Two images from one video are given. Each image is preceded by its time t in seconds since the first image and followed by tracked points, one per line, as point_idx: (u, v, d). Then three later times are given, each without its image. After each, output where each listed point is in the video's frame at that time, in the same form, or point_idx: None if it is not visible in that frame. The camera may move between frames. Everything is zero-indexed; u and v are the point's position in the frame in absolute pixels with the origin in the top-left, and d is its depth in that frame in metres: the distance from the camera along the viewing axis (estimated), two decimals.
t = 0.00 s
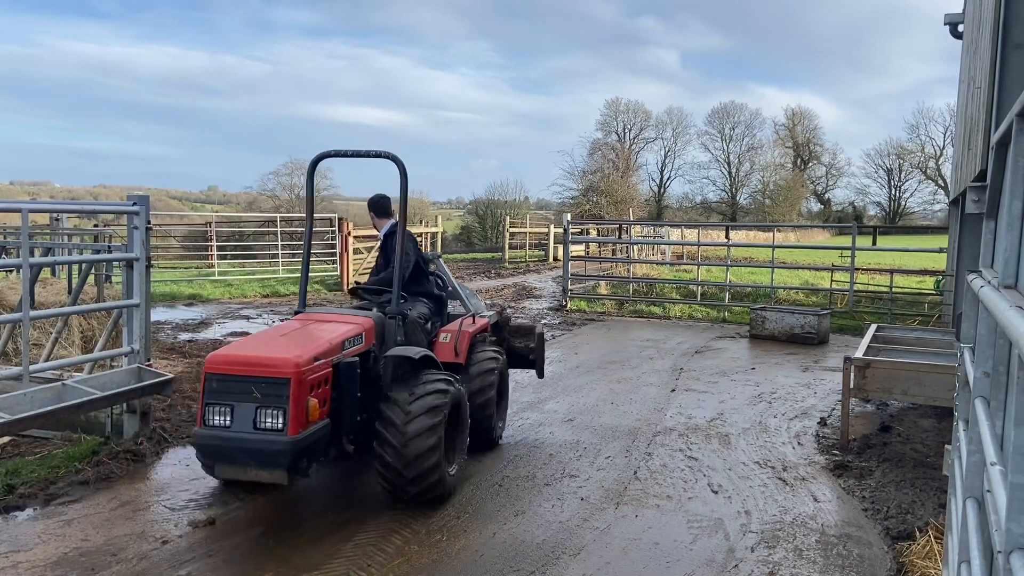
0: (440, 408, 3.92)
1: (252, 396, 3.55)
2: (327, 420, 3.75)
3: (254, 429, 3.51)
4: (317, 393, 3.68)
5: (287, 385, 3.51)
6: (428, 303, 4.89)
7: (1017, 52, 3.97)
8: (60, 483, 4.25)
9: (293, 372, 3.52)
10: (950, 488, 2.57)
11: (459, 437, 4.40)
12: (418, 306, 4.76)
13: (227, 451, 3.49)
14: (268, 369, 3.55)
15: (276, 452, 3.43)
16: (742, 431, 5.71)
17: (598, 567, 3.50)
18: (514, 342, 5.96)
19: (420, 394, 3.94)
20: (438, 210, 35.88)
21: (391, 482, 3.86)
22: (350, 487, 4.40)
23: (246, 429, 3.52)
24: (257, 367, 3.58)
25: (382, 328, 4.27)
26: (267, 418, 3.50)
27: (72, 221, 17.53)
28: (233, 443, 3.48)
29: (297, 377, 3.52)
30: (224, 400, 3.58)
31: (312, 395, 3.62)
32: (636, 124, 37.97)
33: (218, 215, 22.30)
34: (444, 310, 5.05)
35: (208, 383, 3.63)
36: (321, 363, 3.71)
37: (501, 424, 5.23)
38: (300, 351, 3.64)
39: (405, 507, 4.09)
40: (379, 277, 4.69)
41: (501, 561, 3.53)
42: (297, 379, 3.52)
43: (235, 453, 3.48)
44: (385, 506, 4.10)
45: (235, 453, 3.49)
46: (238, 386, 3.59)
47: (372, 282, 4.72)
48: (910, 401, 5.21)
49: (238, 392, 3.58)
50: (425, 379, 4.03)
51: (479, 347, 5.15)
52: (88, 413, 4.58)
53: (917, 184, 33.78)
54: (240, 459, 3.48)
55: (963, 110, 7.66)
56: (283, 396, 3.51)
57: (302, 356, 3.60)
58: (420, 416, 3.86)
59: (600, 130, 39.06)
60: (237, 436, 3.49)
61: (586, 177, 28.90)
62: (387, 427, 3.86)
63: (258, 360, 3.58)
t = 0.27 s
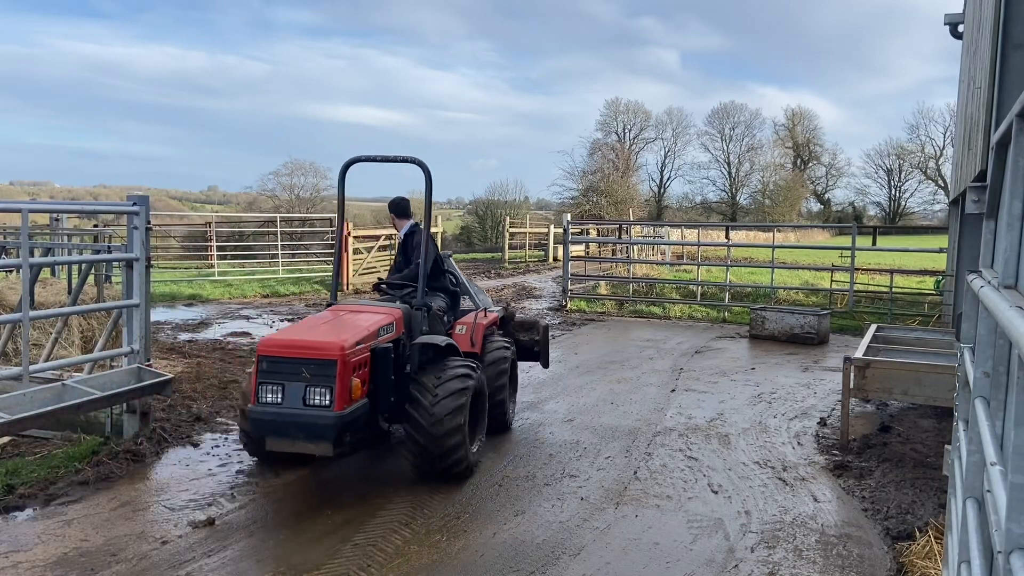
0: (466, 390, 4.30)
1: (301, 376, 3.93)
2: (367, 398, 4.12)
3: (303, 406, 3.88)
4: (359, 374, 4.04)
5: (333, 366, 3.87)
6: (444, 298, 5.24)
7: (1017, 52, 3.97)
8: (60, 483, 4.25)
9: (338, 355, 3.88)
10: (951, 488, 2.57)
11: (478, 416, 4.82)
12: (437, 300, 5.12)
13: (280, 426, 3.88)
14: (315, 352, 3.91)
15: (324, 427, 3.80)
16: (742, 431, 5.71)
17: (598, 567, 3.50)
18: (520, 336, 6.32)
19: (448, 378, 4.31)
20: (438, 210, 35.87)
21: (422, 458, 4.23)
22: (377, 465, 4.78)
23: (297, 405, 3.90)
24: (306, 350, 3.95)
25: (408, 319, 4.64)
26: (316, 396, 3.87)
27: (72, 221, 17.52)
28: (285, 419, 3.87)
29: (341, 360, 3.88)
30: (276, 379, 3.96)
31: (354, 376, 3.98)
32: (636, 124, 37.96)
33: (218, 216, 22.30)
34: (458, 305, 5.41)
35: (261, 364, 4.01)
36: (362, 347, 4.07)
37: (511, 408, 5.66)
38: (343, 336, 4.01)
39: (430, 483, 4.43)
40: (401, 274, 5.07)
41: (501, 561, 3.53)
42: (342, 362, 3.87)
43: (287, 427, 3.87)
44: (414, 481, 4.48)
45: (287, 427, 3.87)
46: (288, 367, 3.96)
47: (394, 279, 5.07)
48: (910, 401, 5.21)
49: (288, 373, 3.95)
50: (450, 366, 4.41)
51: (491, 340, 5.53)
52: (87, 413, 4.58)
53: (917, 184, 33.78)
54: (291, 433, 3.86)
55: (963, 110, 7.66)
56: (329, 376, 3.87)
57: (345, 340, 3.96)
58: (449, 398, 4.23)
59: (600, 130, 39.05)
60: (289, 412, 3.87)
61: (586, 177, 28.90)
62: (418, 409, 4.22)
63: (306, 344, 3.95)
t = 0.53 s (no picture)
0: (484, 379, 4.66)
1: (339, 365, 4.32)
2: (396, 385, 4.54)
3: (342, 392, 4.28)
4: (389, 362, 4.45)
5: (370, 356, 4.28)
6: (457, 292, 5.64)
7: (1017, 52, 3.96)
8: (60, 483, 4.25)
9: (374, 345, 4.29)
10: (950, 487, 2.57)
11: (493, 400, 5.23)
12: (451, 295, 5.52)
13: (320, 411, 4.28)
14: (352, 344, 4.31)
15: (362, 412, 4.22)
16: (742, 431, 5.71)
17: (599, 567, 3.50)
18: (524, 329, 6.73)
19: (467, 367, 4.68)
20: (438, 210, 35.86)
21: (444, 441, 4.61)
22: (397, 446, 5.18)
23: (335, 392, 4.30)
24: (343, 343, 4.34)
25: (428, 314, 5.04)
26: (354, 383, 4.28)
27: (73, 221, 17.54)
28: (325, 405, 4.27)
29: (377, 351, 4.28)
30: (316, 368, 4.35)
31: (386, 364, 4.40)
32: (636, 124, 37.96)
33: (218, 216, 22.29)
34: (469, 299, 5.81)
35: (301, 355, 4.40)
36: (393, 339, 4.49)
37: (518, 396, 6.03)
38: (376, 329, 4.41)
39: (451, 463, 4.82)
40: (417, 270, 5.45)
41: (501, 561, 3.53)
42: (377, 352, 4.28)
43: (328, 413, 4.27)
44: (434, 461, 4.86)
45: (327, 412, 4.28)
46: (327, 357, 4.36)
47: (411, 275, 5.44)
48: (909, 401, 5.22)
49: (327, 362, 4.35)
50: (468, 357, 4.77)
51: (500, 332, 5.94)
52: (88, 413, 4.58)
53: (917, 184, 33.78)
54: (331, 417, 4.28)
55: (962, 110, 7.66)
56: (365, 366, 4.28)
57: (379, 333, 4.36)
58: (469, 386, 4.61)
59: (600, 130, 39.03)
60: (328, 398, 4.27)
61: (586, 176, 28.89)
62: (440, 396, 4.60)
63: (343, 337, 4.34)
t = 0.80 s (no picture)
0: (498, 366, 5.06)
1: (367, 354, 4.67)
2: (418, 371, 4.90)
3: (372, 377, 4.63)
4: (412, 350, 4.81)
5: (396, 345, 4.63)
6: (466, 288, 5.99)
7: (1017, 52, 3.96)
8: (60, 483, 4.25)
9: (399, 335, 4.64)
10: (950, 487, 2.57)
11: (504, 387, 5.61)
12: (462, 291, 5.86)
13: (352, 395, 4.63)
14: (379, 334, 4.65)
15: (389, 396, 4.58)
16: (742, 431, 5.72)
17: (598, 567, 3.50)
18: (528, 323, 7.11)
19: (482, 355, 5.07)
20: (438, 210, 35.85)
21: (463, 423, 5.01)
22: (415, 429, 5.56)
23: (364, 377, 4.66)
24: (370, 332, 4.68)
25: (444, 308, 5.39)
26: (382, 369, 4.63)
27: (73, 221, 17.55)
28: (355, 390, 4.62)
29: (401, 340, 4.63)
30: (347, 356, 4.70)
31: (410, 352, 4.76)
32: (635, 125, 37.95)
33: (218, 215, 22.30)
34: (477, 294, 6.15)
35: (332, 343, 4.75)
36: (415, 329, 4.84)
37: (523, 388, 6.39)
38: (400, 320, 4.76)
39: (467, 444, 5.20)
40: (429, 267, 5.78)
41: (501, 561, 3.53)
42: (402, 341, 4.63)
43: (359, 397, 4.62)
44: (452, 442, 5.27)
45: (357, 397, 4.63)
46: (356, 346, 4.71)
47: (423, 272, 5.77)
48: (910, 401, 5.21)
49: (357, 351, 4.69)
50: (482, 347, 5.15)
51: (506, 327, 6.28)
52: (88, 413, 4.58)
53: (916, 184, 33.79)
54: (361, 401, 4.62)
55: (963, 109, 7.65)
56: (391, 353, 4.63)
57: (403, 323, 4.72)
58: (484, 372, 5.00)
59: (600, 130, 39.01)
60: (358, 384, 4.62)
61: (586, 177, 28.88)
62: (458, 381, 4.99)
63: (370, 327, 4.69)
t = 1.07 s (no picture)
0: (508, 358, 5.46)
1: (392, 344, 5.08)
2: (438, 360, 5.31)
3: (397, 366, 5.05)
4: (434, 340, 5.22)
5: (418, 336, 5.04)
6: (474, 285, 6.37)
7: (1017, 52, 3.96)
8: (60, 483, 4.25)
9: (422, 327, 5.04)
10: (951, 488, 2.57)
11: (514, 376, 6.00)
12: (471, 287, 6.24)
13: (378, 382, 5.06)
14: (403, 326, 5.06)
15: (413, 382, 5.01)
16: (742, 431, 5.72)
17: (598, 567, 3.50)
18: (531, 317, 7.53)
19: (494, 347, 5.47)
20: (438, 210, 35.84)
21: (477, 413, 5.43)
22: (426, 415, 5.95)
23: (390, 365, 5.08)
24: (395, 324, 5.08)
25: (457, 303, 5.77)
26: (406, 358, 5.05)
27: (73, 221, 17.55)
28: (381, 376, 5.04)
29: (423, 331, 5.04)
30: (373, 345, 5.11)
31: (431, 342, 5.17)
32: (635, 125, 37.94)
33: (218, 215, 22.29)
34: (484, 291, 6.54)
35: (360, 334, 5.15)
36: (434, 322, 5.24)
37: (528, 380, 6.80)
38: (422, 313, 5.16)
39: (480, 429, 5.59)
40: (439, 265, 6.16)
41: (501, 561, 3.53)
42: (424, 333, 5.04)
43: (386, 383, 5.05)
44: (461, 427, 5.67)
45: (383, 383, 5.06)
46: (381, 336, 5.12)
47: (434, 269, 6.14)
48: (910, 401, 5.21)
49: (383, 341, 5.10)
50: (495, 339, 5.55)
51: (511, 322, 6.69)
52: (87, 413, 4.58)
53: (917, 184, 33.79)
54: (387, 387, 5.05)
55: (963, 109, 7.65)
56: (414, 343, 5.04)
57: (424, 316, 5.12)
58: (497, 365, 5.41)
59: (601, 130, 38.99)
60: (384, 371, 5.05)
61: (586, 176, 28.87)
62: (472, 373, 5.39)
63: (395, 319, 5.09)
